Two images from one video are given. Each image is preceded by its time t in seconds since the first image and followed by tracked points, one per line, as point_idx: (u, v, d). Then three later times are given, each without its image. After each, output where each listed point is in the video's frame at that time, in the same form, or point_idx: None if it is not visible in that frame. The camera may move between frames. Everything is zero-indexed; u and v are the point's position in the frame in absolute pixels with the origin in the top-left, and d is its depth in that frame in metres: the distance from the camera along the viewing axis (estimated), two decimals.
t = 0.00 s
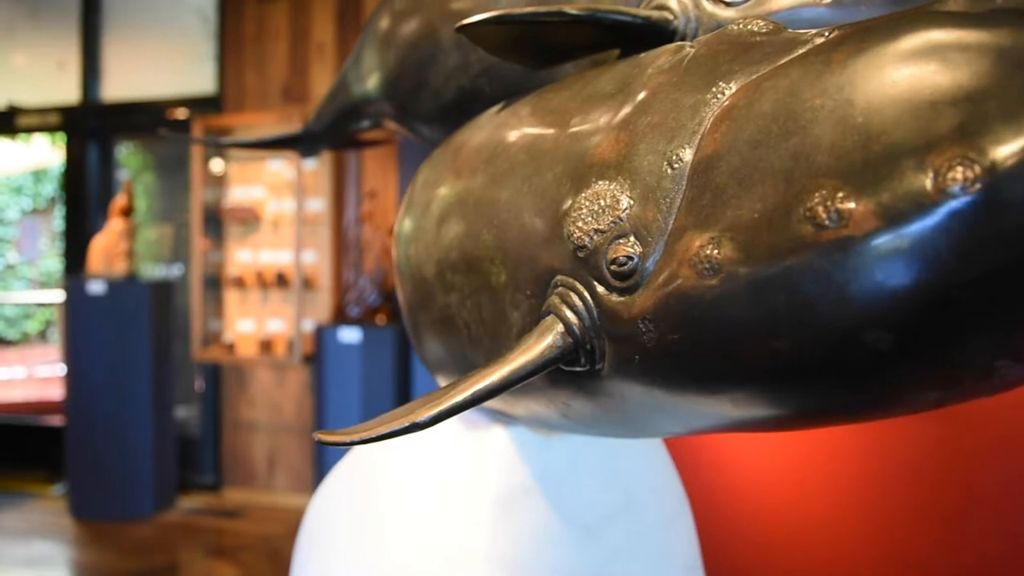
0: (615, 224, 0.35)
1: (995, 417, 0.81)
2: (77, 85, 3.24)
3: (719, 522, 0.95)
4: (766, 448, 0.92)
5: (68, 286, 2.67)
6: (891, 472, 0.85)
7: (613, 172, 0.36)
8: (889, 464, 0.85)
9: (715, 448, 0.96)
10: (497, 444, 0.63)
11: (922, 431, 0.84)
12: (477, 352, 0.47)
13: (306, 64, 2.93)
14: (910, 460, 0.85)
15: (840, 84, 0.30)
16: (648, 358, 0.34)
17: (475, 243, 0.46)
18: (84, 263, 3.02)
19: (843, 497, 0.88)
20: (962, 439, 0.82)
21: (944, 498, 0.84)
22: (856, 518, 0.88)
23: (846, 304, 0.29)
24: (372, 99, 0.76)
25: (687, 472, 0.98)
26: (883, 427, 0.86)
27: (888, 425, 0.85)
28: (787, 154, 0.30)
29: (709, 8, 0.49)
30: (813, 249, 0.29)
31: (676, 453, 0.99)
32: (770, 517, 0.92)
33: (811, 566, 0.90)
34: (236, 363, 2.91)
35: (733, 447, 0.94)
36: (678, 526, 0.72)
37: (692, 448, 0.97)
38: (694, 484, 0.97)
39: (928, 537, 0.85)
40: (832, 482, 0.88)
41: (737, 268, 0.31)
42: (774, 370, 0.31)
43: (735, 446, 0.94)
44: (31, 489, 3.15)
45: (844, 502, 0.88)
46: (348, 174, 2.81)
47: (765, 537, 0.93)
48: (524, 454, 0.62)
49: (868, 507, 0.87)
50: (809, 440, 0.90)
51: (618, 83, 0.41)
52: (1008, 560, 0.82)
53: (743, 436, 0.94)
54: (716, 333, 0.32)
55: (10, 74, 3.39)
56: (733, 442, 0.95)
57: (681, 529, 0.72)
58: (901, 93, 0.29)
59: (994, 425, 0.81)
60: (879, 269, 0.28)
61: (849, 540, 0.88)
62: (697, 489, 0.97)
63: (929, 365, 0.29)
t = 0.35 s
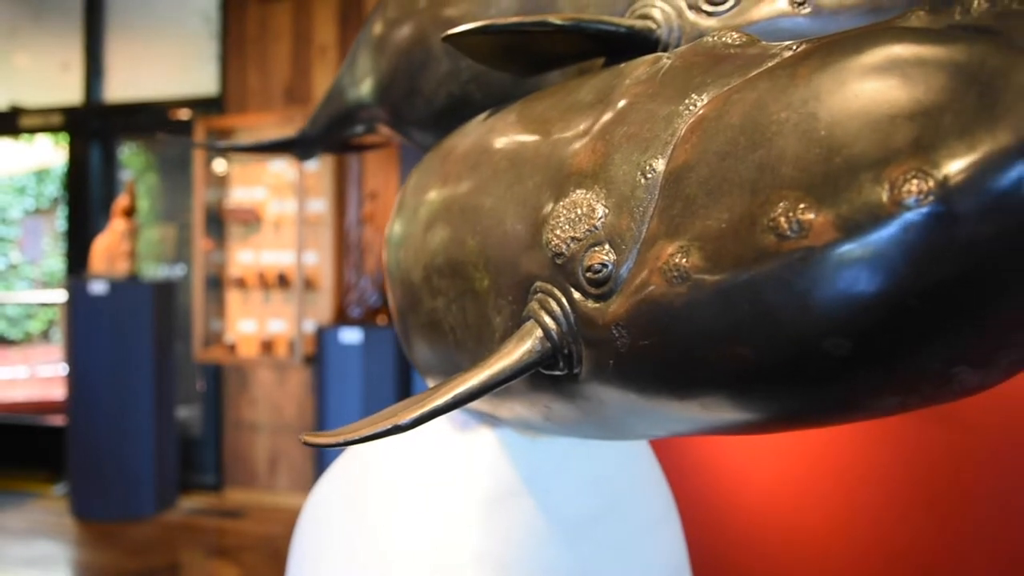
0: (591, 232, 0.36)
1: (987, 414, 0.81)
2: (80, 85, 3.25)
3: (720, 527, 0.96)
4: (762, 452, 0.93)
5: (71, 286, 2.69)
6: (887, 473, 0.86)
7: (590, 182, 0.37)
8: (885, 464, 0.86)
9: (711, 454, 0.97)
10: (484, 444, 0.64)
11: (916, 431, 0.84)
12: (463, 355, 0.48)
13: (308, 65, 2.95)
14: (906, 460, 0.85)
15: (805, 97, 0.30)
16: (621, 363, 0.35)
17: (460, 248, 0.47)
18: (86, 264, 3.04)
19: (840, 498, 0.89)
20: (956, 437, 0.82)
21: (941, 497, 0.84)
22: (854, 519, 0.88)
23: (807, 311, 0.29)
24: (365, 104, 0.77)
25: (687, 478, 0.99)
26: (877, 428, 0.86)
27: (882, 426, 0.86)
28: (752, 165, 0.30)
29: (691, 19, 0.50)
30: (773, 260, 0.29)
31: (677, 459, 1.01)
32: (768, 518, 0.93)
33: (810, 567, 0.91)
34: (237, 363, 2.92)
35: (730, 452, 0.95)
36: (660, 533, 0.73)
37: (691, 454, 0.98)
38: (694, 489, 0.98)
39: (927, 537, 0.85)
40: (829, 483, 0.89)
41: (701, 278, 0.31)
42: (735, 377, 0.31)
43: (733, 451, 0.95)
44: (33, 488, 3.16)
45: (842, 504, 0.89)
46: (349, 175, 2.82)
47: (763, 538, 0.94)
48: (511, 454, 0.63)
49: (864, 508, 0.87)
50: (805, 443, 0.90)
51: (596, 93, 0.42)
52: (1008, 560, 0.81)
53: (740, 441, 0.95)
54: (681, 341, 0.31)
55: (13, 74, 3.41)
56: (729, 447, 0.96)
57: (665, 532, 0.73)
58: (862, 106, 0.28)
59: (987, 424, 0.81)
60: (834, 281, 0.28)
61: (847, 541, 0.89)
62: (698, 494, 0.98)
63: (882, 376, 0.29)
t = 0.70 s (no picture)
0: (569, 247, 0.37)
1: (983, 423, 0.80)
2: (84, 91, 3.29)
3: (719, 539, 0.96)
4: (757, 462, 0.93)
5: (72, 291, 2.70)
6: (884, 485, 0.85)
7: (568, 199, 0.38)
8: (881, 473, 0.85)
9: (707, 464, 0.97)
10: (472, 455, 0.65)
11: (913, 440, 0.84)
12: (450, 365, 0.49)
13: (310, 71, 2.96)
14: (903, 470, 0.84)
15: (773, 118, 0.31)
16: (598, 376, 0.35)
17: (446, 261, 0.47)
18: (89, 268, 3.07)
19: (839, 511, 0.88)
20: (952, 446, 0.82)
21: (938, 506, 0.83)
22: (852, 533, 0.88)
23: (771, 325, 0.29)
24: (360, 115, 0.78)
25: (686, 490, 0.99)
26: (873, 438, 0.86)
27: (877, 436, 0.85)
28: (722, 184, 0.31)
29: (676, 36, 0.51)
30: (739, 279, 0.30)
31: (673, 471, 1.01)
32: (767, 530, 0.93)
33: None
34: (238, 369, 2.94)
35: (726, 462, 0.95)
36: (648, 539, 0.74)
37: (687, 464, 0.99)
38: (692, 501, 0.98)
39: (926, 552, 0.84)
40: (827, 496, 0.89)
41: (671, 295, 0.31)
42: (703, 390, 0.31)
43: (727, 461, 0.95)
44: (33, 493, 3.18)
45: (838, 514, 0.88)
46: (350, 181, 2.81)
47: (762, 549, 0.93)
48: (497, 463, 0.64)
49: (863, 522, 0.87)
50: (800, 453, 0.90)
51: (579, 111, 0.43)
52: None
53: (735, 451, 0.95)
54: (652, 358, 0.32)
55: (17, 79, 3.46)
56: (724, 457, 0.96)
57: (653, 539, 0.74)
58: (825, 129, 0.29)
59: (983, 432, 0.80)
60: (794, 299, 0.29)
61: (846, 555, 0.88)
62: (696, 505, 0.98)
63: (847, 392, 0.30)
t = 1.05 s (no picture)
0: (550, 266, 0.37)
1: (987, 438, 0.79)
2: (85, 99, 3.36)
3: (717, 554, 0.94)
4: (755, 477, 0.91)
5: (73, 299, 2.71)
6: (884, 500, 0.84)
7: (551, 218, 0.38)
8: (880, 488, 0.84)
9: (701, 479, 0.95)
10: (462, 468, 0.65)
11: (915, 455, 0.82)
12: (438, 379, 0.50)
13: (311, 80, 3.08)
14: (905, 485, 0.83)
15: (747, 142, 0.31)
16: (577, 393, 0.36)
17: (433, 276, 0.48)
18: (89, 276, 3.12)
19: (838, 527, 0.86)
20: (952, 460, 0.80)
21: (939, 522, 0.82)
22: (850, 549, 0.86)
23: (741, 344, 0.30)
24: (354, 129, 0.77)
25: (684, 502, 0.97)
26: (874, 453, 0.84)
27: (878, 451, 0.84)
28: (698, 206, 0.31)
29: (662, 54, 0.52)
30: (708, 300, 0.30)
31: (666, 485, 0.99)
32: (764, 545, 0.91)
33: None
34: (238, 377, 3.01)
35: (722, 474, 0.93)
36: (637, 548, 0.75)
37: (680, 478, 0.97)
38: (689, 515, 0.96)
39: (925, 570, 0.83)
40: (826, 512, 0.87)
41: (646, 314, 0.32)
42: (677, 408, 0.32)
43: (723, 476, 0.93)
44: (33, 501, 3.19)
45: (836, 530, 0.87)
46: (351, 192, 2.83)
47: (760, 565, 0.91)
48: (487, 474, 0.65)
49: (861, 538, 0.85)
50: (798, 468, 0.89)
51: (562, 131, 0.44)
52: None
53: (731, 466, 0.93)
54: (627, 378, 0.33)
55: (20, 85, 3.54)
56: (719, 472, 0.94)
57: (641, 546, 0.75)
58: (795, 154, 0.30)
59: (986, 447, 0.79)
60: (763, 321, 0.29)
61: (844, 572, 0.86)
62: (692, 518, 0.96)
63: (822, 410, 0.30)
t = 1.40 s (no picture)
0: (533, 287, 0.38)
1: (983, 446, 0.78)
2: (87, 112, 3.50)
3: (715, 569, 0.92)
4: (753, 491, 0.90)
5: (73, 311, 2.73)
6: (882, 512, 0.83)
7: (535, 240, 0.39)
8: (878, 499, 0.83)
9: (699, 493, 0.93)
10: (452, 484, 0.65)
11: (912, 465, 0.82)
12: (427, 395, 0.50)
13: (311, 91, 3.19)
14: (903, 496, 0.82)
15: (724, 166, 0.32)
16: (559, 414, 0.36)
17: (422, 295, 0.49)
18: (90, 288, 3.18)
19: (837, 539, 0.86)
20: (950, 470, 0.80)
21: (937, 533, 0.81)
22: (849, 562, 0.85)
23: (717, 367, 0.30)
24: (347, 146, 0.75)
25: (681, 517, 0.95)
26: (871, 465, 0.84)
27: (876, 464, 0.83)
28: (676, 230, 0.32)
29: (648, 74, 0.52)
30: (683, 323, 0.31)
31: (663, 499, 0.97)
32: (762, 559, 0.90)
33: None
34: (239, 387, 3.05)
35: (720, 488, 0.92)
36: (628, 562, 0.75)
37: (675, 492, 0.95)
38: (687, 530, 0.95)
39: None
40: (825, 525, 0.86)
41: (625, 337, 0.32)
42: (657, 429, 0.33)
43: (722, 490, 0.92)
44: (33, 513, 3.21)
45: (836, 542, 0.86)
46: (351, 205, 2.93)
47: None
48: (476, 490, 0.65)
49: (860, 551, 0.84)
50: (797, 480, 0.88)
51: (548, 152, 0.45)
52: None
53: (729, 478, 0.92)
54: (607, 399, 0.33)
55: (21, 98, 3.66)
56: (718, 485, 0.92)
57: (632, 560, 0.75)
58: (769, 179, 0.30)
59: (984, 456, 0.78)
60: (739, 344, 0.30)
61: None
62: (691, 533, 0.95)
63: (797, 432, 0.31)
